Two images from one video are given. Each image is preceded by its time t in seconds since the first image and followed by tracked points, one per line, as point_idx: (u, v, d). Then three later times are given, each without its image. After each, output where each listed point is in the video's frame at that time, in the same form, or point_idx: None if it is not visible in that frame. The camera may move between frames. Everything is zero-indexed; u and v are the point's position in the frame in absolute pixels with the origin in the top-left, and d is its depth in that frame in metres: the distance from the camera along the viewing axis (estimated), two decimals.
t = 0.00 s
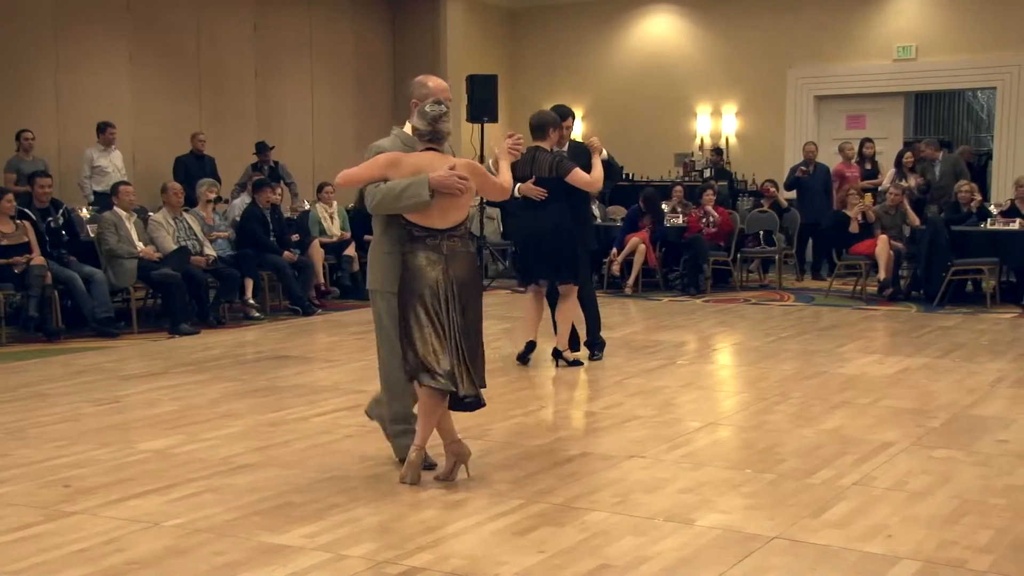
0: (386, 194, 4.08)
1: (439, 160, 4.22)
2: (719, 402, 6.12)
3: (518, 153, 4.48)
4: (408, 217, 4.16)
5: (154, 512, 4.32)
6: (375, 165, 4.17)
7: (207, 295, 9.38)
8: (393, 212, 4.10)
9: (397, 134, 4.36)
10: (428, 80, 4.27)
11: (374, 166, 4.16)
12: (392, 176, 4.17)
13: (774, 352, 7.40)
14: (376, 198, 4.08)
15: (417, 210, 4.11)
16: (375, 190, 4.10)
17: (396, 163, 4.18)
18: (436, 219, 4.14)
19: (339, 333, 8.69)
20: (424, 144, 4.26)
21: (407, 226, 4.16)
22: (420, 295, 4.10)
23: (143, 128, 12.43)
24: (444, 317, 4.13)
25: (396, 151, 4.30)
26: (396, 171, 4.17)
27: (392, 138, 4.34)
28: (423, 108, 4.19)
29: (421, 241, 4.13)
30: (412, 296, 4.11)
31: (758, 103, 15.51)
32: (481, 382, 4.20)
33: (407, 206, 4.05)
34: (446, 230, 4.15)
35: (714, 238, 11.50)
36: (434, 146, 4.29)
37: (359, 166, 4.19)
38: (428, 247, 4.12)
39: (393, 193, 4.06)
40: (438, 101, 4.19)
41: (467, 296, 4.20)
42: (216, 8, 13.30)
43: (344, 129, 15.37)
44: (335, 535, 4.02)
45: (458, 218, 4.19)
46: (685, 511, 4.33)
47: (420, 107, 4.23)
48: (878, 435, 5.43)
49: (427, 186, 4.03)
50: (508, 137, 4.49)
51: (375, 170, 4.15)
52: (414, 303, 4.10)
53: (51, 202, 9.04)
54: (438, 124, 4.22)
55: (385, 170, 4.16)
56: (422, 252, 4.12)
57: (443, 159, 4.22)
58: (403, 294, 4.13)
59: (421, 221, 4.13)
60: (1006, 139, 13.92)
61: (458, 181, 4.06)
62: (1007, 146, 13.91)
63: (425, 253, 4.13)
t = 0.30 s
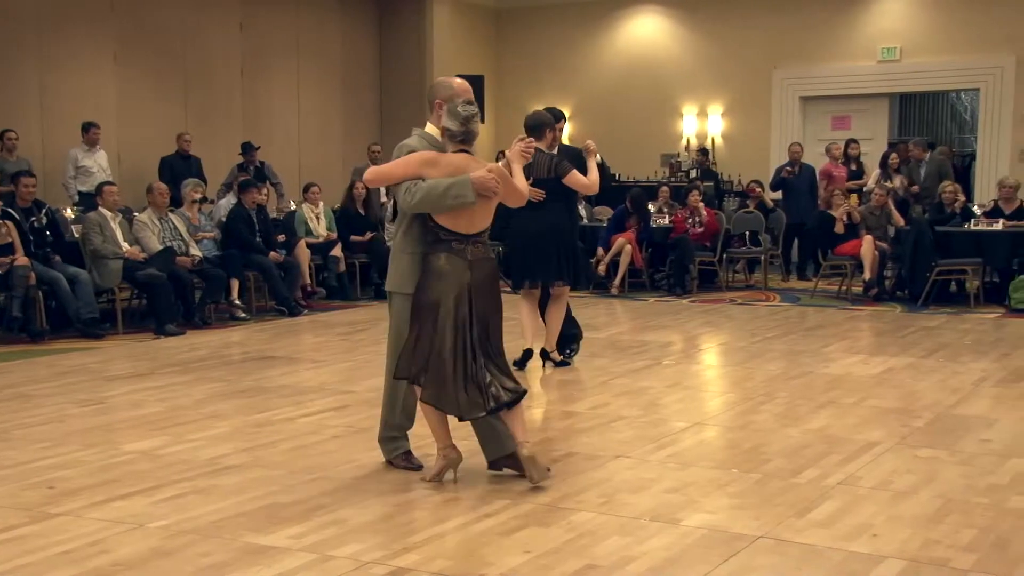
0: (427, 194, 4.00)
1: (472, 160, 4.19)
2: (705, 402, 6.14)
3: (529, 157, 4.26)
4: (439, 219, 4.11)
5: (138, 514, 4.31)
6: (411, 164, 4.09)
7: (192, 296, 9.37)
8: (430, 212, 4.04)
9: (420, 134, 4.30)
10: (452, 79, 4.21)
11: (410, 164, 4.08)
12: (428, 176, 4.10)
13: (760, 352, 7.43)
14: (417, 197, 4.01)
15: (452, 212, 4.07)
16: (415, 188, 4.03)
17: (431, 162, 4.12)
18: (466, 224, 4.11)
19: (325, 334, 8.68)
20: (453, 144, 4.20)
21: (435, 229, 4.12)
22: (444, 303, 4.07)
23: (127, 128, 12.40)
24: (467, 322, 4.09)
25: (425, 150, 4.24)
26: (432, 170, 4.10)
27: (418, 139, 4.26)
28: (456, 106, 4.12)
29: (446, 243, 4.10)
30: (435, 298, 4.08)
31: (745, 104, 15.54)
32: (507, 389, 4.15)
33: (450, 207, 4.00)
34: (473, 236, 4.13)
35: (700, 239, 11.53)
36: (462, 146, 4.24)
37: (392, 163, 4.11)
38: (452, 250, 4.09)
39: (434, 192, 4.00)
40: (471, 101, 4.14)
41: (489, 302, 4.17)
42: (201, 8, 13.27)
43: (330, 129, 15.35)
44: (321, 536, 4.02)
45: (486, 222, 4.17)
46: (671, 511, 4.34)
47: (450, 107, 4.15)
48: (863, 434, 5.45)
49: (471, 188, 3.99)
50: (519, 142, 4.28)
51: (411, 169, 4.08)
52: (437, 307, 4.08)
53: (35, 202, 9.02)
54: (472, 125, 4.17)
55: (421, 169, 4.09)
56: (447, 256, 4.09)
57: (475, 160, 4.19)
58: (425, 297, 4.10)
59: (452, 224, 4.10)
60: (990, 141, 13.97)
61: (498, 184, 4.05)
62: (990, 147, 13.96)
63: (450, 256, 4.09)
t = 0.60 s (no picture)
0: (484, 184, 3.91)
1: (518, 152, 4.12)
2: (691, 402, 6.15)
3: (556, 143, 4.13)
4: (491, 212, 4.09)
5: (124, 514, 4.29)
6: (461, 156, 4.00)
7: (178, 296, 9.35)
8: (486, 204, 3.96)
9: (457, 127, 4.19)
10: (487, 73, 4.11)
11: (462, 157, 3.99)
12: (480, 168, 4.01)
13: (746, 352, 7.45)
14: (474, 186, 3.91)
15: (503, 205, 4.05)
16: (470, 180, 3.93)
17: (482, 155, 4.02)
18: (518, 216, 4.10)
19: (312, 334, 8.67)
20: (498, 137, 4.12)
21: (487, 221, 4.10)
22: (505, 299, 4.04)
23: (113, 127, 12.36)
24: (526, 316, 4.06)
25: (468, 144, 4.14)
26: (486, 164, 4.01)
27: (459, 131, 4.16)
28: (502, 100, 4.06)
29: (503, 239, 4.09)
30: (494, 295, 4.04)
31: (731, 104, 15.57)
32: (568, 385, 4.14)
33: (506, 197, 3.93)
34: (525, 229, 4.13)
35: (687, 239, 11.55)
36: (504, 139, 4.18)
37: (443, 157, 3.99)
38: (510, 246, 4.08)
39: (491, 183, 3.92)
40: (514, 94, 4.09)
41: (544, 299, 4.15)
42: (188, 8, 13.23)
43: (317, 129, 15.33)
44: (309, 536, 4.01)
45: (535, 215, 4.18)
46: (658, 511, 4.34)
47: (494, 99, 4.08)
48: (849, 434, 5.47)
49: (525, 179, 3.95)
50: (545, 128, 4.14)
51: (464, 162, 3.98)
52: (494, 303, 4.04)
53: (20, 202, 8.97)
54: (516, 117, 4.11)
55: (474, 162, 4.00)
56: (506, 252, 4.07)
57: (521, 153, 4.13)
58: (484, 293, 4.05)
59: (503, 216, 4.08)
60: (973, 141, 14.03)
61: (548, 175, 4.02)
62: (974, 148, 14.02)
63: (506, 251, 4.07)
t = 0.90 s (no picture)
0: (496, 187, 3.88)
1: (528, 152, 4.08)
2: (670, 401, 6.17)
3: (557, 135, 4.05)
4: (502, 212, 4.03)
5: (101, 516, 4.27)
6: (472, 156, 3.95)
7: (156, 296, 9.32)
8: (497, 206, 3.93)
9: (465, 125, 4.17)
10: (495, 70, 4.13)
11: (473, 157, 3.95)
12: (490, 170, 3.97)
13: (725, 352, 7.48)
14: (485, 190, 3.88)
15: (513, 206, 4.00)
16: (481, 182, 3.89)
17: (492, 155, 3.98)
18: (529, 216, 4.04)
19: (292, 334, 8.65)
20: (508, 136, 4.07)
21: (497, 221, 4.04)
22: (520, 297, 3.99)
23: (91, 127, 12.29)
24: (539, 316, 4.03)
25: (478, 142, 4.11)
26: (495, 166, 3.97)
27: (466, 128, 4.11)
28: (514, 98, 3.99)
29: (514, 239, 4.02)
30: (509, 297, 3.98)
31: (710, 105, 15.62)
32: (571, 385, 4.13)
33: (517, 200, 3.90)
34: (536, 228, 4.07)
35: (665, 239, 11.62)
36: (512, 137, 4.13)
37: (454, 156, 3.95)
38: (523, 246, 4.02)
39: (503, 185, 3.89)
40: (526, 92, 4.03)
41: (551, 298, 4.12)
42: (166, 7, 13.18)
43: (296, 128, 15.29)
44: (287, 537, 4.00)
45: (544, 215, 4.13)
46: (636, 510, 4.35)
47: (507, 98, 4.01)
48: (825, 433, 5.50)
49: (536, 181, 3.91)
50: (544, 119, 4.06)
51: (475, 162, 3.94)
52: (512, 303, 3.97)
53: None
54: (527, 115, 4.04)
55: (485, 163, 3.96)
56: (518, 251, 4.01)
57: (529, 153, 4.09)
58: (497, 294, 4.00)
59: (513, 216, 4.02)
60: (949, 141, 14.12)
61: (558, 176, 3.98)
62: (949, 148, 14.12)
63: (517, 251, 4.01)
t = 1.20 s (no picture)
0: (481, 194, 3.82)
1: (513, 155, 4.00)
2: (646, 401, 6.18)
3: (542, 136, 3.90)
4: (488, 216, 3.96)
5: (74, 518, 4.24)
6: (459, 160, 3.88)
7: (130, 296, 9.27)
8: (483, 212, 3.87)
9: (448, 126, 4.05)
10: (478, 70, 4.05)
11: (458, 161, 3.87)
12: (476, 174, 3.90)
13: (700, 351, 7.51)
14: (469, 197, 3.82)
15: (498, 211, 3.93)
16: (467, 187, 3.83)
17: (479, 160, 3.91)
18: (515, 220, 3.96)
19: (267, 334, 8.62)
20: (494, 139, 3.99)
21: (484, 225, 3.97)
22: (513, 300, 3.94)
23: (64, 126, 12.20)
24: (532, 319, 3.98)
25: (463, 145, 4.00)
26: (481, 170, 3.91)
27: (450, 129, 4.02)
28: (502, 101, 3.92)
29: (502, 242, 3.96)
30: (501, 302, 3.93)
31: (685, 105, 15.67)
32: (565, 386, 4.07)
33: (502, 207, 3.84)
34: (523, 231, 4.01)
35: (641, 239, 11.62)
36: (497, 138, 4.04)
37: (441, 159, 3.88)
38: (510, 248, 3.95)
39: (489, 192, 3.83)
40: (513, 95, 3.96)
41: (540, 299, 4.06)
42: (139, 6, 13.10)
43: (272, 128, 15.23)
44: (262, 539, 3.99)
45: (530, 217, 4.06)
46: (612, 510, 4.36)
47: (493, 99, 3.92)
48: (800, 431, 5.54)
49: (521, 188, 3.85)
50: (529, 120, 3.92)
51: (463, 166, 3.87)
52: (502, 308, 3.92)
53: None
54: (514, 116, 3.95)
55: (471, 167, 3.89)
56: (507, 254, 3.94)
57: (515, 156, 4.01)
58: (487, 300, 3.95)
59: (500, 220, 3.95)
60: (921, 141, 14.23)
61: (542, 180, 3.88)
62: (922, 148, 14.23)
63: (505, 254, 3.95)
